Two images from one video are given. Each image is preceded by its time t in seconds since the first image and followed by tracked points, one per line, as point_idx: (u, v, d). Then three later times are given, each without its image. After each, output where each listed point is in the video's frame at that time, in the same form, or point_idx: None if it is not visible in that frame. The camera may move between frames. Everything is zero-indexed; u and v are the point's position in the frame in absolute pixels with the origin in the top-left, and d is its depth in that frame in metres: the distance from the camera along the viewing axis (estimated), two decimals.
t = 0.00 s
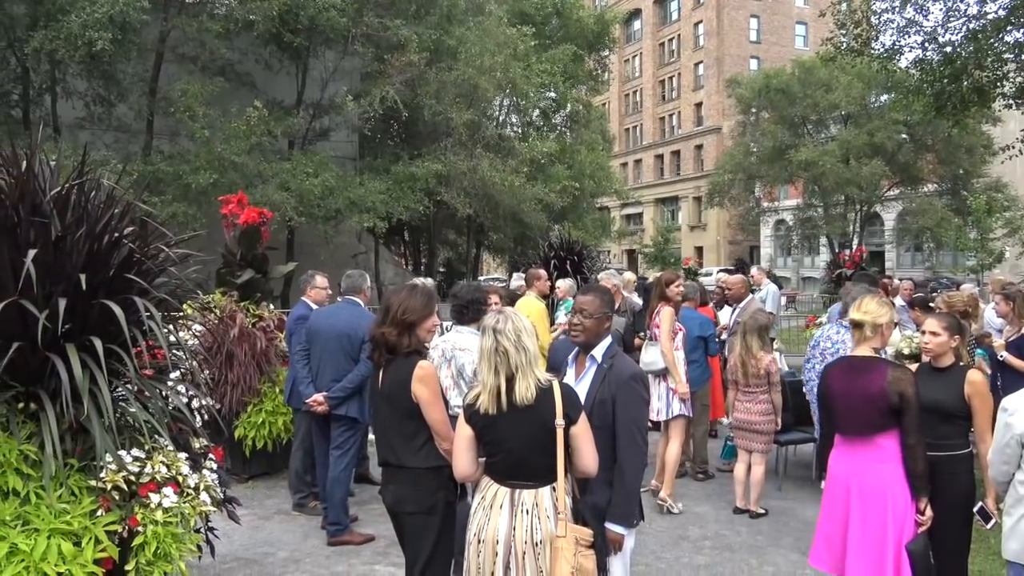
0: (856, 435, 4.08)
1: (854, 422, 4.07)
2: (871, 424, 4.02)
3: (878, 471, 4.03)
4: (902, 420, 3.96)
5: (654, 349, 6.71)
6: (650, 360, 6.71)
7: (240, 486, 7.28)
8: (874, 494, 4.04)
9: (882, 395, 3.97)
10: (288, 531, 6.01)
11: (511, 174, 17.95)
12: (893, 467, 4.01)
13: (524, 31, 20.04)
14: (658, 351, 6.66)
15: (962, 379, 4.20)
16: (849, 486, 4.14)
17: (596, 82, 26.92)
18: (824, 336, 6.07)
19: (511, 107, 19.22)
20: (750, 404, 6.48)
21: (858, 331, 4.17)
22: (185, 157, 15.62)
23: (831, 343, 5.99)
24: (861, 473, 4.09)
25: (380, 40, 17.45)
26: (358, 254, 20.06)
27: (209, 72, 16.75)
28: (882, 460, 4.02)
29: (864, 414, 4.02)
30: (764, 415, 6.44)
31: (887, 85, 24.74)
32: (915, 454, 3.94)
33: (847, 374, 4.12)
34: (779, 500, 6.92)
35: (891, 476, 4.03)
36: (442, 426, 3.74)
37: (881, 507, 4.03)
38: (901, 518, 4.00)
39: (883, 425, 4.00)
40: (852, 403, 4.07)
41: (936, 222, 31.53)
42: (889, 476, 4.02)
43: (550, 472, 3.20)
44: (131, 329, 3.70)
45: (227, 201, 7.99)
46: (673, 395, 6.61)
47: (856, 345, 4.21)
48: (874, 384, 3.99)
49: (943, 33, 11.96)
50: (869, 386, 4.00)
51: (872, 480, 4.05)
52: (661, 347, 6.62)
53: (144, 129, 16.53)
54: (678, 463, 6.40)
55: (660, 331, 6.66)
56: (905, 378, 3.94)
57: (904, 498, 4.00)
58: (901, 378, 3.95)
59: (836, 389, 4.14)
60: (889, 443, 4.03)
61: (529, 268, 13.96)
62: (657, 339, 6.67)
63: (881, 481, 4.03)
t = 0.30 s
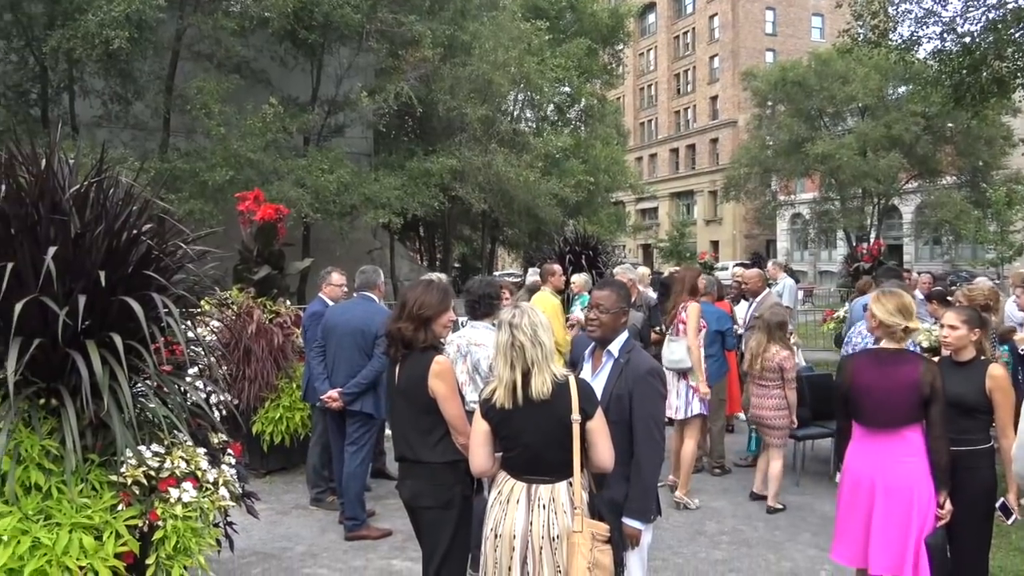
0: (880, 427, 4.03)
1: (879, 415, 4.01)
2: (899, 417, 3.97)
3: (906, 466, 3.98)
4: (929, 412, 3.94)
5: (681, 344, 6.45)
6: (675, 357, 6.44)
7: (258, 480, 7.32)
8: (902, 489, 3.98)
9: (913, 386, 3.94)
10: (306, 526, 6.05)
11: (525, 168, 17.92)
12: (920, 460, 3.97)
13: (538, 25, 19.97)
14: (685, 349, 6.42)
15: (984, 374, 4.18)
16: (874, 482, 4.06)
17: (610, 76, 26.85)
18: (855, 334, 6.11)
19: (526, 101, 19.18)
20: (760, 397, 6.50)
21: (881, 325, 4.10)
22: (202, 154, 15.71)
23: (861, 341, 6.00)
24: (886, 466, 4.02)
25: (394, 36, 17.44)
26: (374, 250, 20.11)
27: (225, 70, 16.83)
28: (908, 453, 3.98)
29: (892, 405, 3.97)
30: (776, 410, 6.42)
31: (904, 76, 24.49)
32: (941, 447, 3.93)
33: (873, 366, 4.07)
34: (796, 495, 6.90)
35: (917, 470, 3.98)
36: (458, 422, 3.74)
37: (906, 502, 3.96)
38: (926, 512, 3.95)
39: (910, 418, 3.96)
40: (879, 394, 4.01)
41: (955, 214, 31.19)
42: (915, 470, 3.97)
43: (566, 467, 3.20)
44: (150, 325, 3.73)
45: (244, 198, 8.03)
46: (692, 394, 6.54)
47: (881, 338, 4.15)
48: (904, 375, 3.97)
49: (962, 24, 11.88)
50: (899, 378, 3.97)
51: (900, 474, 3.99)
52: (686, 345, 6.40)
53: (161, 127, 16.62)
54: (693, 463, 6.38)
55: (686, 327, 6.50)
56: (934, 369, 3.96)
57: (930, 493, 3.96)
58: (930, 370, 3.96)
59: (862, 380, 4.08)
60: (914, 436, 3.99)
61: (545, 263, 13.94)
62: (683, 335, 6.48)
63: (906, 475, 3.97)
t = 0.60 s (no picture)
0: (913, 425, 3.91)
1: (914, 414, 3.89)
2: (933, 415, 3.89)
3: (943, 463, 3.88)
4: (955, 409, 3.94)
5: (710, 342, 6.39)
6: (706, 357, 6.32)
7: (276, 476, 7.36)
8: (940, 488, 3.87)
9: (944, 384, 3.90)
10: (323, 521, 6.07)
11: (542, 164, 17.85)
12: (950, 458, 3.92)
13: (554, 21, 19.91)
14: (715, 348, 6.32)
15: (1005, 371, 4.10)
16: (911, 485, 3.90)
17: (627, 72, 26.78)
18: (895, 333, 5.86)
19: (542, 97, 19.12)
20: (771, 392, 6.53)
21: (908, 322, 4.00)
22: (220, 151, 15.82)
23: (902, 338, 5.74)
24: (925, 468, 3.88)
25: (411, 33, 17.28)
26: (390, 247, 20.17)
27: (243, 67, 16.93)
28: (942, 453, 3.88)
29: (927, 404, 3.87)
30: (785, 405, 6.41)
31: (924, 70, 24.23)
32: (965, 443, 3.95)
33: (906, 364, 3.94)
34: (815, 493, 6.85)
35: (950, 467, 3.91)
36: (475, 418, 3.74)
37: (946, 501, 3.86)
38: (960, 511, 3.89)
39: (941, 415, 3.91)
40: (912, 392, 3.90)
41: (976, 210, 30.84)
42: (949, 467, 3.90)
43: (583, 464, 3.20)
44: (168, 322, 3.76)
45: (262, 195, 8.07)
46: (711, 392, 6.35)
47: (905, 335, 4.05)
48: (937, 373, 3.90)
49: (984, 17, 11.66)
50: (934, 375, 3.89)
51: (938, 474, 3.87)
52: (717, 343, 6.33)
53: (179, 124, 16.74)
54: (710, 463, 6.33)
55: (714, 325, 6.43)
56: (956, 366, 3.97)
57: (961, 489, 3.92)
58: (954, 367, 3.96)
59: (895, 378, 3.94)
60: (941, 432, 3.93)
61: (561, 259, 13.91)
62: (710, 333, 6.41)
63: (942, 475, 3.87)
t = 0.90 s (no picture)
0: (921, 420, 3.87)
1: (923, 410, 3.84)
2: (940, 410, 3.85)
3: (949, 457, 3.87)
4: (968, 405, 3.88)
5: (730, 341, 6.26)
6: (728, 356, 6.22)
7: (291, 471, 7.39)
8: (947, 482, 3.86)
9: (954, 379, 3.83)
10: (338, 516, 6.10)
11: (557, 161, 17.73)
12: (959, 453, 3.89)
13: (569, 16, 19.83)
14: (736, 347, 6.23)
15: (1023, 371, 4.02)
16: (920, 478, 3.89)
17: (643, 67, 26.67)
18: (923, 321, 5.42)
19: (557, 94, 19.06)
20: (783, 384, 6.59)
21: (911, 313, 3.96)
22: (236, 148, 15.91)
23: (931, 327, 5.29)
24: (932, 462, 3.88)
25: (426, 29, 17.64)
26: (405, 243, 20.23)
27: (258, 64, 17.01)
28: (949, 447, 3.87)
29: (936, 399, 3.83)
30: (796, 398, 6.47)
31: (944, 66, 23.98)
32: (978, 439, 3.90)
33: (912, 360, 3.89)
34: (831, 490, 6.82)
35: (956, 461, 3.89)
36: (490, 414, 3.74)
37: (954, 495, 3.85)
38: (971, 505, 3.88)
39: (950, 410, 3.86)
40: (920, 388, 3.84)
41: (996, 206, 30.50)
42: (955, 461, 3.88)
43: (599, 459, 3.20)
44: (186, 317, 3.78)
45: (278, 190, 8.09)
46: (732, 391, 6.30)
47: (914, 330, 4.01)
48: (945, 368, 3.84)
49: (1005, 11, 11.56)
50: (941, 370, 3.84)
51: (942, 467, 3.86)
52: (738, 342, 6.24)
53: (196, 121, 16.86)
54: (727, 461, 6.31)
55: (733, 324, 6.35)
56: (968, 361, 3.89)
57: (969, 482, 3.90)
58: (965, 361, 3.89)
59: (901, 374, 3.89)
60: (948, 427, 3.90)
61: (576, 256, 13.88)
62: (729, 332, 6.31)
63: (949, 469, 3.86)
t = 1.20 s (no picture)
0: (892, 414, 3.87)
1: (888, 402, 3.86)
2: (911, 404, 3.81)
3: (919, 451, 3.82)
4: (942, 399, 3.77)
5: (743, 337, 6.22)
6: (742, 351, 6.17)
7: (306, 468, 7.42)
8: (915, 475, 3.82)
9: (923, 373, 3.77)
10: (353, 513, 6.12)
11: (569, 157, 17.70)
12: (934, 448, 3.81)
13: (582, 12, 19.79)
14: (749, 342, 6.18)
15: None
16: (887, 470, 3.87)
17: (655, 63, 26.58)
18: (958, 317, 5.20)
19: (569, 90, 18.97)
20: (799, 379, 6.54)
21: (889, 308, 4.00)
22: (249, 146, 15.98)
23: (964, 324, 5.11)
24: (901, 454, 3.85)
25: (438, 26, 17.70)
26: (418, 240, 20.26)
27: (271, 62, 17.08)
28: (920, 441, 3.82)
29: (902, 393, 3.82)
30: (811, 393, 6.39)
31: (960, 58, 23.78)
32: (956, 434, 3.76)
33: (880, 355, 3.90)
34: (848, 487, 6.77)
35: (931, 456, 3.81)
36: (505, 411, 3.74)
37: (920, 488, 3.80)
38: (943, 502, 3.79)
39: (921, 404, 3.80)
40: (889, 382, 3.85)
41: (1013, 200, 30.23)
42: (928, 455, 3.81)
43: (612, 457, 3.18)
44: (200, 315, 3.80)
45: (291, 188, 8.09)
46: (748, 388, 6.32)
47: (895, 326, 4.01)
48: (913, 363, 3.80)
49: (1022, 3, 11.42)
50: (907, 364, 3.81)
51: (913, 461, 3.82)
52: (751, 336, 6.19)
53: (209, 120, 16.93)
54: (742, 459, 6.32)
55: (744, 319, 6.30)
56: (946, 355, 3.78)
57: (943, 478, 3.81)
58: (942, 355, 3.78)
59: (870, 368, 3.92)
60: (924, 422, 3.83)
61: (589, 252, 13.85)
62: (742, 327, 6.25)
63: (919, 463, 3.81)
